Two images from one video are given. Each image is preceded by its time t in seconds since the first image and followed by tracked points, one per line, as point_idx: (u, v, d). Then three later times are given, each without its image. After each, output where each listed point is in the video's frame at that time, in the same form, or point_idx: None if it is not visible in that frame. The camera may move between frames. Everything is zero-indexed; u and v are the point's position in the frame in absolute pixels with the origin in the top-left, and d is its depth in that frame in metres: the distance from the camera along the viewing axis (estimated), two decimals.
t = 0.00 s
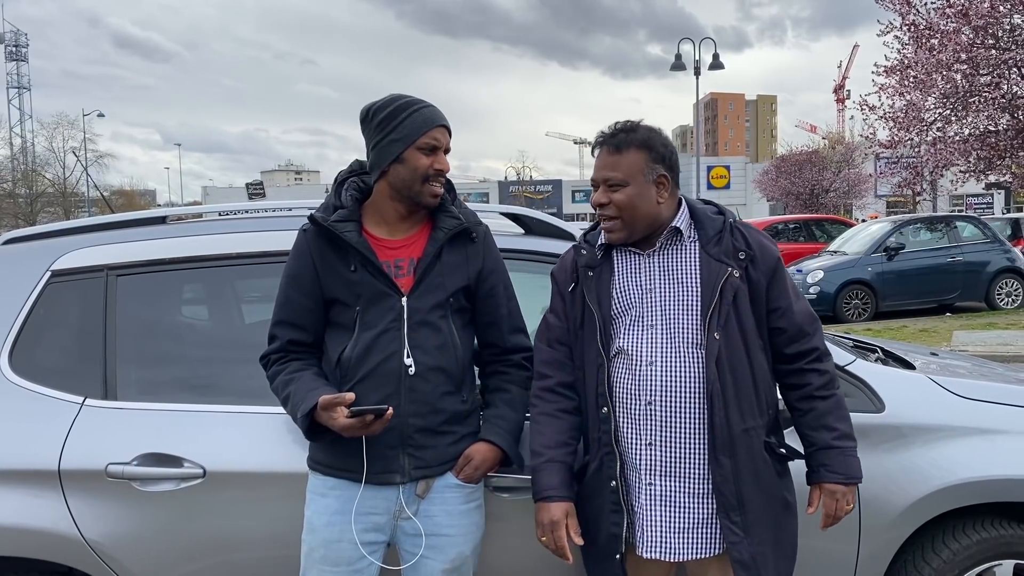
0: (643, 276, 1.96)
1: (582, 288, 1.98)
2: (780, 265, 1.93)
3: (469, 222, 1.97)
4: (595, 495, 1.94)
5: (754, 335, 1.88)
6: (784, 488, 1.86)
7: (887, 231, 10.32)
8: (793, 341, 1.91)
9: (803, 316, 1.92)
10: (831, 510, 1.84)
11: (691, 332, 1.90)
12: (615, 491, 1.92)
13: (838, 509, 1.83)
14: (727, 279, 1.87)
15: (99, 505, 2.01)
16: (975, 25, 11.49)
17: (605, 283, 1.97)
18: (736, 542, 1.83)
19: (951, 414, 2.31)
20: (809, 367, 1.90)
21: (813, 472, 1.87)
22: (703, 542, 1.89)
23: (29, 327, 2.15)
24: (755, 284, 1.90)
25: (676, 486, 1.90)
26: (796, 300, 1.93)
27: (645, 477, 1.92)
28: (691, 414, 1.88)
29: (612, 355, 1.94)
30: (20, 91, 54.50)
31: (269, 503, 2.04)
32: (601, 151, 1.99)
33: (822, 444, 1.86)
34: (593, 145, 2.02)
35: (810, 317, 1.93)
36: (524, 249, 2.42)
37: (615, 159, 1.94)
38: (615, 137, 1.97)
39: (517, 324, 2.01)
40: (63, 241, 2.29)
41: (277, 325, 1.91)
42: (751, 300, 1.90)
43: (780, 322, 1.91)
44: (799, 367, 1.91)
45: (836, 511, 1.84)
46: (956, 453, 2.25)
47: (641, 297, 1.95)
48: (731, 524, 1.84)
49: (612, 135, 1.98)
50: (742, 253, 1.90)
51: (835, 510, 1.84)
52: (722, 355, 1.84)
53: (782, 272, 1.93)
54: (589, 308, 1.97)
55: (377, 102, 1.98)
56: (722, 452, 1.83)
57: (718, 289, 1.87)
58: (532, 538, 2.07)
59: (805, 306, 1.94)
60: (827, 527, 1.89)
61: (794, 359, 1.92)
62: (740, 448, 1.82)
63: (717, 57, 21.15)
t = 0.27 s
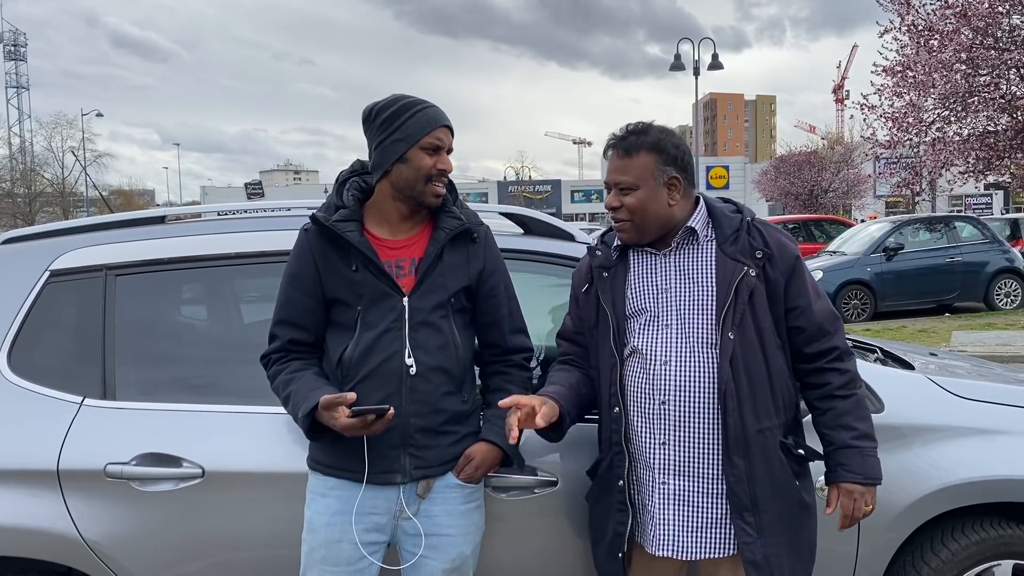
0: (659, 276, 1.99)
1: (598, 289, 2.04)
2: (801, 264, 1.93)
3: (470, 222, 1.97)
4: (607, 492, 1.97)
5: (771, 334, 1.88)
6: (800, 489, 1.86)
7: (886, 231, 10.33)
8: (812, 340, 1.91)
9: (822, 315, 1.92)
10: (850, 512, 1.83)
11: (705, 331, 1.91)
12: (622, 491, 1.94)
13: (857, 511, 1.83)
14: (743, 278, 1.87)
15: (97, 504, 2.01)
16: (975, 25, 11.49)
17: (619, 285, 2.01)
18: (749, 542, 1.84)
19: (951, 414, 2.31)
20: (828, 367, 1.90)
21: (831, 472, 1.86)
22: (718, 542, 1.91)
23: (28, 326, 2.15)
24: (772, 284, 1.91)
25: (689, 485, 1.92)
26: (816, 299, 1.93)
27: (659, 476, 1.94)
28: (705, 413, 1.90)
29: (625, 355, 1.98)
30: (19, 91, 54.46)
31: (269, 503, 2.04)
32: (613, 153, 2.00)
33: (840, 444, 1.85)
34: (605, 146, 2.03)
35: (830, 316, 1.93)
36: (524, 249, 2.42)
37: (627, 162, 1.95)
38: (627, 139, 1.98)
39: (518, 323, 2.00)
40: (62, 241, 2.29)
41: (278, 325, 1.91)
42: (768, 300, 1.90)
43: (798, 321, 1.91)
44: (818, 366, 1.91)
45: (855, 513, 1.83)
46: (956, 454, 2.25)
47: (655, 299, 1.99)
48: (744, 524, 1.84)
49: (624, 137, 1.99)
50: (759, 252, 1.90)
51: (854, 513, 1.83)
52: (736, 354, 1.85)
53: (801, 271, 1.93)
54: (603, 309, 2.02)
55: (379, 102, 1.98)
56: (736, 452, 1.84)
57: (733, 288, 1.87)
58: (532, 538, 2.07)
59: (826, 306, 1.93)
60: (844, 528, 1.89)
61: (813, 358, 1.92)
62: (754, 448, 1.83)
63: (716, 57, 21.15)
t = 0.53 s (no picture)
0: (664, 275, 2.00)
1: (603, 286, 2.03)
2: (807, 267, 1.94)
3: (470, 222, 1.97)
4: (608, 488, 1.97)
5: (775, 335, 1.88)
6: (800, 491, 1.85)
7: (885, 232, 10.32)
8: (816, 342, 1.91)
9: (827, 318, 1.92)
10: (845, 512, 1.82)
11: (710, 331, 1.91)
12: (624, 487, 1.95)
13: (853, 510, 1.81)
14: (748, 278, 1.89)
15: (97, 504, 2.01)
16: (974, 25, 11.48)
17: (624, 283, 2.02)
18: (748, 542, 1.83)
19: (950, 414, 2.31)
20: (832, 369, 1.90)
21: (828, 473, 1.86)
22: (717, 541, 1.91)
23: (27, 326, 2.14)
24: (778, 285, 1.91)
25: (690, 483, 1.91)
26: (821, 301, 1.93)
27: (660, 474, 1.94)
28: (708, 412, 1.90)
29: (630, 352, 1.99)
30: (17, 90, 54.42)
31: (268, 502, 2.03)
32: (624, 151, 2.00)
33: (839, 444, 1.84)
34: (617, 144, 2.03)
35: (835, 320, 1.93)
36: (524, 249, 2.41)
37: (637, 160, 1.95)
38: (638, 137, 1.98)
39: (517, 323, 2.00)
40: (60, 240, 2.28)
41: (277, 325, 1.91)
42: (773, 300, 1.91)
43: (803, 323, 1.91)
44: (822, 368, 1.91)
45: (850, 513, 1.82)
46: (956, 454, 2.25)
47: (660, 297, 1.99)
48: (744, 523, 1.84)
49: (635, 135, 1.99)
50: (765, 253, 1.91)
51: (849, 513, 1.82)
52: (740, 353, 1.85)
53: (808, 273, 1.93)
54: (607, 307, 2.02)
55: (378, 102, 1.98)
56: (738, 451, 1.84)
57: (739, 287, 1.88)
58: (532, 538, 2.07)
59: (830, 309, 1.94)
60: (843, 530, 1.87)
61: (818, 361, 1.92)
62: (756, 447, 1.83)
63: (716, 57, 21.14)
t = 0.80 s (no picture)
0: (662, 273, 2.00)
1: (601, 285, 2.04)
2: (804, 270, 1.93)
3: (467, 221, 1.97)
4: (601, 485, 1.96)
5: (771, 336, 1.88)
6: (792, 492, 1.85)
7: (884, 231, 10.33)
8: (812, 344, 1.91)
9: (824, 320, 1.91)
10: (843, 514, 1.82)
11: (705, 330, 1.91)
12: (617, 484, 1.94)
13: (850, 513, 1.81)
14: (745, 279, 1.88)
15: (95, 503, 2.00)
16: (973, 25, 11.47)
17: (622, 282, 2.02)
18: (739, 540, 1.83)
19: (949, 414, 2.31)
20: (828, 372, 1.90)
21: (825, 475, 1.86)
22: (707, 539, 1.91)
23: (25, 325, 2.14)
24: (775, 286, 1.91)
25: (682, 481, 1.92)
26: (819, 304, 1.93)
27: (652, 471, 1.94)
28: (702, 410, 1.90)
29: (626, 350, 1.98)
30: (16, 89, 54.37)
31: (266, 502, 2.03)
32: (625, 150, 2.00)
33: (835, 447, 1.85)
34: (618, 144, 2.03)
35: (832, 322, 1.92)
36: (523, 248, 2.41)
37: (638, 159, 1.94)
38: (639, 136, 1.98)
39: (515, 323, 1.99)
40: (59, 239, 2.28)
41: (274, 324, 1.91)
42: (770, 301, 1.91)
43: (799, 325, 1.91)
44: (818, 371, 1.90)
45: (847, 515, 1.82)
46: (954, 454, 2.25)
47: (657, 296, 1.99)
48: (735, 522, 1.84)
49: (636, 134, 1.99)
50: (763, 255, 1.90)
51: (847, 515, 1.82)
52: (736, 353, 1.85)
53: (805, 276, 1.93)
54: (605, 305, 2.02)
55: (375, 101, 1.97)
56: (731, 450, 1.84)
57: (736, 288, 1.88)
58: (529, 537, 2.07)
59: (827, 311, 1.93)
60: (840, 531, 1.87)
61: (814, 362, 1.91)
62: (749, 447, 1.83)
63: (715, 57, 21.15)
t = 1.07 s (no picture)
0: (661, 269, 1.99)
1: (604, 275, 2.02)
2: (800, 267, 1.93)
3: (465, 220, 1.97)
4: (595, 476, 1.95)
5: (770, 332, 1.88)
6: (793, 485, 1.86)
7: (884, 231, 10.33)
8: (809, 340, 1.91)
9: (822, 316, 1.92)
10: (845, 505, 1.82)
11: (705, 325, 1.91)
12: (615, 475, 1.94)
13: (853, 505, 1.81)
14: (743, 275, 1.89)
15: (96, 503, 2.00)
16: (973, 25, 11.47)
17: (622, 276, 2.01)
18: (741, 534, 1.83)
19: (950, 414, 2.31)
20: (825, 366, 1.91)
21: (825, 467, 1.85)
22: (709, 534, 1.90)
23: (25, 324, 2.14)
24: (773, 282, 1.91)
25: (684, 475, 1.91)
26: (815, 300, 1.93)
27: (654, 465, 1.94)
28: (702, 406, 1.90)
29: (626, 344, 1.97)
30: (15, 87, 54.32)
31: (266, 501, 2.03)
32: (621, 153, 1.98)
33: (835, 439, 1.85)
34: (614, 147, 2.01)
35: (828, 317, 1.93)
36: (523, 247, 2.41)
37: (640, 162, 1.93)
38: (637, 140, 1.96)
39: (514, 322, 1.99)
40: (59, 238, 2.27)
41: (273, 324, 1.90)
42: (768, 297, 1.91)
43: (797, 320, 1.91)
44: (816, 365, 1.91)
45: (849, 506, 1.82)
46: (954, 454, 2.25)
47: (657, 291, 1.99)
48: (737, 516, 1.84)
49: (633, 138, 1.97)
50: (760, 252, 1.91)
51: (850, 506, 1.82)
52: (736, 348, 1.85)
53: (802, 273, 1.94)
54: (604, 297, 2.01)
55: (371, 101, 1.97)
56: (732, 445, 1.84)
57: (734, 285, 1.88)
58: (529, 536, 2.07)
59: (823, 308, 1.94)
60: (841, 522, 1.87)
61: (812, 357, 1.92)
62: (750, 441, 1.83)
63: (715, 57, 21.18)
